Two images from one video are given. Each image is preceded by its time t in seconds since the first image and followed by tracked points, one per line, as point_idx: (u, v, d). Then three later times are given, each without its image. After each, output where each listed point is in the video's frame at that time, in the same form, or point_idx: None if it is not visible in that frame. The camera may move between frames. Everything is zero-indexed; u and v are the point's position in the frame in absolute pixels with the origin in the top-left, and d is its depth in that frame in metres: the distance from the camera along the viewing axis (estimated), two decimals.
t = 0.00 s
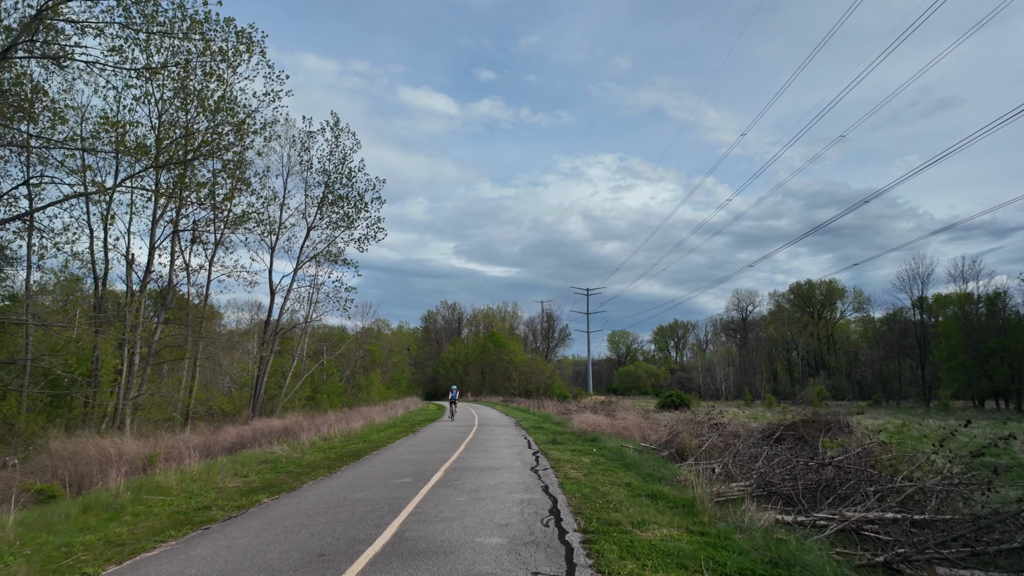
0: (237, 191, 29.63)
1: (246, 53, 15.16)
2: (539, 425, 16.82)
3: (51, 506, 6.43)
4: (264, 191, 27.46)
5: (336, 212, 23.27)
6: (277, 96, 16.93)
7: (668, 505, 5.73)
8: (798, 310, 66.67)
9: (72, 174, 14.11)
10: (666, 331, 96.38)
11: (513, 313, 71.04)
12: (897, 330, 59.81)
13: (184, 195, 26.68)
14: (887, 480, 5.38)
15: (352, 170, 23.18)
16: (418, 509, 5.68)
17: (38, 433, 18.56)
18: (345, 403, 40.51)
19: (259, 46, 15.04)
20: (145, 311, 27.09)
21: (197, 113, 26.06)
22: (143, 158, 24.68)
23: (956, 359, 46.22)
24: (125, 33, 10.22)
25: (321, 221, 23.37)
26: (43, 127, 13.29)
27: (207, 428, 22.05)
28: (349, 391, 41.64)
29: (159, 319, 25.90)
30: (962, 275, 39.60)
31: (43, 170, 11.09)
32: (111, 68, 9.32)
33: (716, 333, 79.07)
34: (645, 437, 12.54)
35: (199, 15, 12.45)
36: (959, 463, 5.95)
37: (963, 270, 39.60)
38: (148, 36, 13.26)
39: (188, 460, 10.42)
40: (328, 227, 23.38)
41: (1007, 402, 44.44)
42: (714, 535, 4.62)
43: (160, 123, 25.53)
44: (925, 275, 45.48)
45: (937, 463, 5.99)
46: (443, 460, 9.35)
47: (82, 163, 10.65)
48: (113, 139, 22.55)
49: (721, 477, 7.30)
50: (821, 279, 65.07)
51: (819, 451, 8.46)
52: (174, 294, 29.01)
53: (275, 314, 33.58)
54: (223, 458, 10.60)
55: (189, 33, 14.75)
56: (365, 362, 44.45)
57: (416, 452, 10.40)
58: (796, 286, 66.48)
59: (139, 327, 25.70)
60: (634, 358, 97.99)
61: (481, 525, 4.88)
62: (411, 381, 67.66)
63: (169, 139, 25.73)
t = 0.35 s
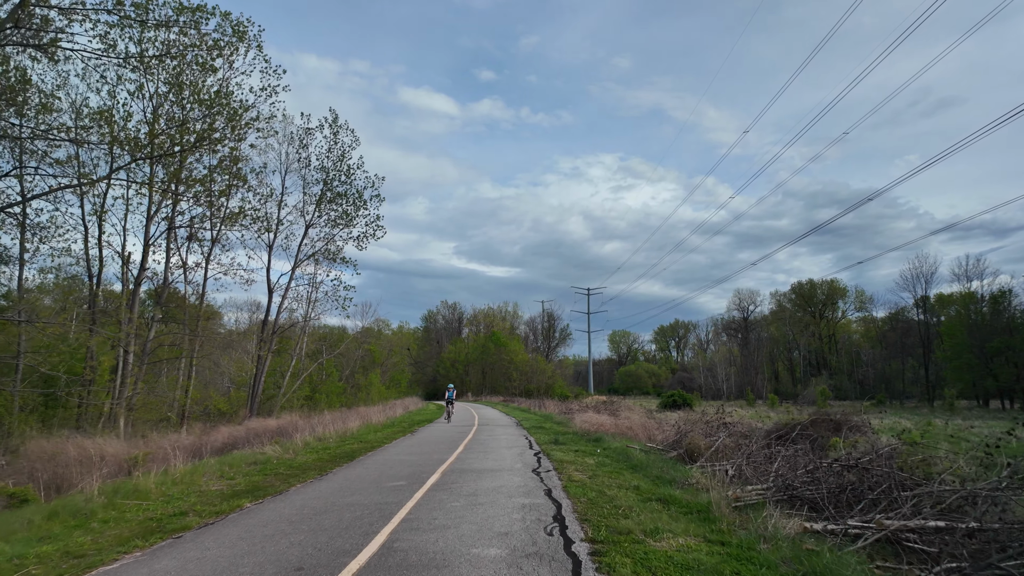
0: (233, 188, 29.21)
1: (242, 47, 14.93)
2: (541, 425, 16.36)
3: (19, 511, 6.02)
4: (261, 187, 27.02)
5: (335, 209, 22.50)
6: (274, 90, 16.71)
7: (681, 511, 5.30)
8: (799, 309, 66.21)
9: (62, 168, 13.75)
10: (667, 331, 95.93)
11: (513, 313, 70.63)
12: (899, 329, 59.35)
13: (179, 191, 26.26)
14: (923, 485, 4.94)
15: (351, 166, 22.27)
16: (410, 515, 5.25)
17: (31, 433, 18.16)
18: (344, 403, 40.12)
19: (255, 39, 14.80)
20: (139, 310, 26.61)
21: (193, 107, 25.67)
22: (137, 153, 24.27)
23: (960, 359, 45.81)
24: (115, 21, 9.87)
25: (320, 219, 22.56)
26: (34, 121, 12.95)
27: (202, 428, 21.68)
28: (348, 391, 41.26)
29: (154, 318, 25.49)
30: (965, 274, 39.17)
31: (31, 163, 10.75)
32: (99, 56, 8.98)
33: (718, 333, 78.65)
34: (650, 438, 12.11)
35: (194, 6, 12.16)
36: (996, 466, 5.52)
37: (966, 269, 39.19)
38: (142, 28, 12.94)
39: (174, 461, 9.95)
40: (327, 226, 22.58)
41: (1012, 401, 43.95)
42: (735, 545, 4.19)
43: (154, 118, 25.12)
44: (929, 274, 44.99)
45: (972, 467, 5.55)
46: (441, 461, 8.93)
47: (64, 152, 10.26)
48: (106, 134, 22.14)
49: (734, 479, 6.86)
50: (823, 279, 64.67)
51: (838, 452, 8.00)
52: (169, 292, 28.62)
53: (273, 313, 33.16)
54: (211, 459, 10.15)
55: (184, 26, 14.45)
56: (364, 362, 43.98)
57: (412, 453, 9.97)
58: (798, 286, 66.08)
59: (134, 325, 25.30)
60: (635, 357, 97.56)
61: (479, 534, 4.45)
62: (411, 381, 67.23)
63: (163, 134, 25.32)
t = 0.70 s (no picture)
0: (230, 185, 28.80)
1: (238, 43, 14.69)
2: (542, 426, 15.86)
3: None
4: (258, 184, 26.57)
5: (333, 208, 22.86)
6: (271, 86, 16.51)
7: (700, 526, 4.81)
8: (801, 309, 65.76)
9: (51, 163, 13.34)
10: (668, 330, 95.42)
11: (514, 312, 70.12)
12: (902, 329, 58.86)
13: (174, 188, 25.78)
14: (969, 500, 4.46)
15: (350, 163, 22.53)
16: (402, 528, 4.75)
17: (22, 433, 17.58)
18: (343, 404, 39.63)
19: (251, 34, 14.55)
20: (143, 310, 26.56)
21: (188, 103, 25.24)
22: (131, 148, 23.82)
23: (964, 358, 45.30)
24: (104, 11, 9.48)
25: (318, 216, 22.97)
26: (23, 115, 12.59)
27: (198, 429, 21.28)
28: (347, 391, 40.74)
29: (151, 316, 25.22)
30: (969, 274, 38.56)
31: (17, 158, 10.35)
32: (85, 45, 8.59)
33: (720, 333, 78.14)
34: (657, 441, 11.60)
35: None
36: None
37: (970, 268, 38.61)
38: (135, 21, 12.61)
39: (157, 465, 9.47)
40: (325, 223, 22.96)
41: (1018, 401, 43.43)
42: (764, 568, 3.72)
43: (149, 113, 24.65)
44: (933, 273, 44.65)
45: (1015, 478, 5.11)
46: (438, 466, 8.45)
47: (46, 143, 9.79)
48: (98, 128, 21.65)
49: (752, 487, 6.38)
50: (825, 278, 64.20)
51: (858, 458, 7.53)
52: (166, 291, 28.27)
53: (272, 312, 32.75)
54: (197, 463, 9.66)
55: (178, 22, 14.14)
56: (364, 362, 43.57)
57: (408, 457, 9.50)
58: (800, 285, 65.62)
59: (129, 324, 24.90)
60: (636, 357, 97.04)
61: (476, 554, 3.98)
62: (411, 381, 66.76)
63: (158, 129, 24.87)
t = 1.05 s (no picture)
0: (226, 181, 28.43)
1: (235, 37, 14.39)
2: (544, 428, 15.45)
3: None
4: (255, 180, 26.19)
5: (331, 206, 22.57)
6: (267, 81, 16.21)
7: (723, 541, 4.37)
8: (802, 309, 65.56)
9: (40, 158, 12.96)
10: (669, 330, 94.98)
11: (515, 312, 69.68)
12: (905, 329, 58.46)
13: (169, 184, 25.33)
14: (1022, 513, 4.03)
15: (348, 161, 22.35)
16: (394, 543, 4.31)
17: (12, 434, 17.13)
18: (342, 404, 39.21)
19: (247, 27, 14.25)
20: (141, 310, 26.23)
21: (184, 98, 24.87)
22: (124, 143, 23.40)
23: (968, 358, 44.90)
24: None
25: (316, 214, 22.68)
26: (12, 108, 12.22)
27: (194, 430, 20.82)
28: (347, 391, 40.29)
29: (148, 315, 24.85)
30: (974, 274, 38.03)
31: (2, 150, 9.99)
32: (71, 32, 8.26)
33: (721, 333, 77.73)
34: (664, 443, 11.17)
35: None
36: None
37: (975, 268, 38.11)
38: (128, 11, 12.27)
39: (143, 468, 9.06)
40: (323, 222, 22.72)
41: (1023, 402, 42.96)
42: None
43: (143, 107, 24.25)
44: (936, 272, 44.34)
45: None
46: (437, 471, 8.02)
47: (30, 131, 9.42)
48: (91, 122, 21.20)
49: (772, 496, 5.95)
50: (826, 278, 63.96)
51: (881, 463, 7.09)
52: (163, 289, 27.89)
53: (270, 311, 32.36)
54: (183, 467, 9.22)
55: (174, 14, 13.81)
56: (363, 361, 43.18)
57: (404, 461, 9.06)
58: (800, 285, 65.34)
59: (123, 323, 24.46)
60: (637, 357, 96.64)
61: None
62: (411, 381, 66.34)
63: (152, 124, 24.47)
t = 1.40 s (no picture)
0: (220, 178, 27.94)
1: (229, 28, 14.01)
2: (544, 428, 15.05)
3: None
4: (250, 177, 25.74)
5: (329, 203, 21.68)
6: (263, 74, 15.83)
7: (740, 554, 3.95)
8: (803, 308, 65.36)
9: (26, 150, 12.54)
10: (669, 330, 94.61)
11: (515, 311, 69.22)
12: (906, 328, 58.16)
13: (162, 179, 24.79)
14: None
15: (347, 158, 21.57)
16: (375, 557, 3.87)
17: None
18: (340, 404, 38.74)
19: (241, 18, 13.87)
20: (136, 308, 25.81)
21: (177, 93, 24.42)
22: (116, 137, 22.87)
23: (971, 357, 44.53)
24: None
25: (314, 211, 21.76)
26: None
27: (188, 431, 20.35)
28: (344, 391, 39.81)
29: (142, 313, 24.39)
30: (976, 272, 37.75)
31: None
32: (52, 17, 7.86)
33: (721, 332, 77.38)
34: (670, 443, 10.76)
35: None
36: None
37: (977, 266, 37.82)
38: None
39: (122, 472, 8.62)
40: (321, 219, 21.81)
41: None
42: None
43: (135, 101, 23.72)
44: (939, 271, 44.04)
45: None
46: (431, 474, 7.60)
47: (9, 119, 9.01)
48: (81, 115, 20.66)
49: (789, 502, 5.52)
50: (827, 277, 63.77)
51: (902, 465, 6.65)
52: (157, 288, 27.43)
53: (266, 310, 31.91)
54: (163, 470, 8.78)
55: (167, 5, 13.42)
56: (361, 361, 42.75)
57: (397, 463, 8.63)
58: (801, 284, 65.06)
59: (115, 321, 23.92)
60: (637, 357, 96.23)
61: None
62: (410, 381, 65.90)
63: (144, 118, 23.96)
